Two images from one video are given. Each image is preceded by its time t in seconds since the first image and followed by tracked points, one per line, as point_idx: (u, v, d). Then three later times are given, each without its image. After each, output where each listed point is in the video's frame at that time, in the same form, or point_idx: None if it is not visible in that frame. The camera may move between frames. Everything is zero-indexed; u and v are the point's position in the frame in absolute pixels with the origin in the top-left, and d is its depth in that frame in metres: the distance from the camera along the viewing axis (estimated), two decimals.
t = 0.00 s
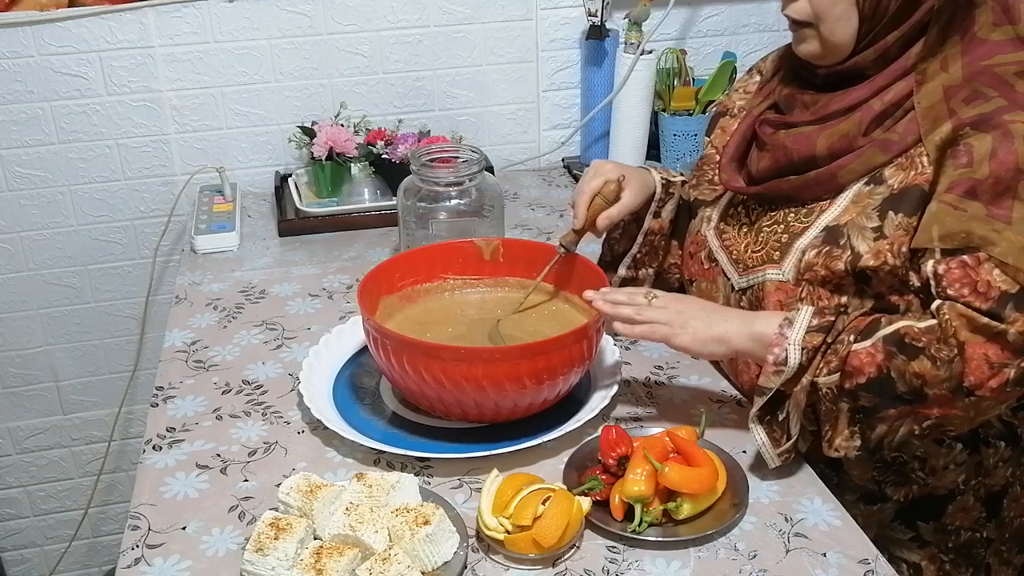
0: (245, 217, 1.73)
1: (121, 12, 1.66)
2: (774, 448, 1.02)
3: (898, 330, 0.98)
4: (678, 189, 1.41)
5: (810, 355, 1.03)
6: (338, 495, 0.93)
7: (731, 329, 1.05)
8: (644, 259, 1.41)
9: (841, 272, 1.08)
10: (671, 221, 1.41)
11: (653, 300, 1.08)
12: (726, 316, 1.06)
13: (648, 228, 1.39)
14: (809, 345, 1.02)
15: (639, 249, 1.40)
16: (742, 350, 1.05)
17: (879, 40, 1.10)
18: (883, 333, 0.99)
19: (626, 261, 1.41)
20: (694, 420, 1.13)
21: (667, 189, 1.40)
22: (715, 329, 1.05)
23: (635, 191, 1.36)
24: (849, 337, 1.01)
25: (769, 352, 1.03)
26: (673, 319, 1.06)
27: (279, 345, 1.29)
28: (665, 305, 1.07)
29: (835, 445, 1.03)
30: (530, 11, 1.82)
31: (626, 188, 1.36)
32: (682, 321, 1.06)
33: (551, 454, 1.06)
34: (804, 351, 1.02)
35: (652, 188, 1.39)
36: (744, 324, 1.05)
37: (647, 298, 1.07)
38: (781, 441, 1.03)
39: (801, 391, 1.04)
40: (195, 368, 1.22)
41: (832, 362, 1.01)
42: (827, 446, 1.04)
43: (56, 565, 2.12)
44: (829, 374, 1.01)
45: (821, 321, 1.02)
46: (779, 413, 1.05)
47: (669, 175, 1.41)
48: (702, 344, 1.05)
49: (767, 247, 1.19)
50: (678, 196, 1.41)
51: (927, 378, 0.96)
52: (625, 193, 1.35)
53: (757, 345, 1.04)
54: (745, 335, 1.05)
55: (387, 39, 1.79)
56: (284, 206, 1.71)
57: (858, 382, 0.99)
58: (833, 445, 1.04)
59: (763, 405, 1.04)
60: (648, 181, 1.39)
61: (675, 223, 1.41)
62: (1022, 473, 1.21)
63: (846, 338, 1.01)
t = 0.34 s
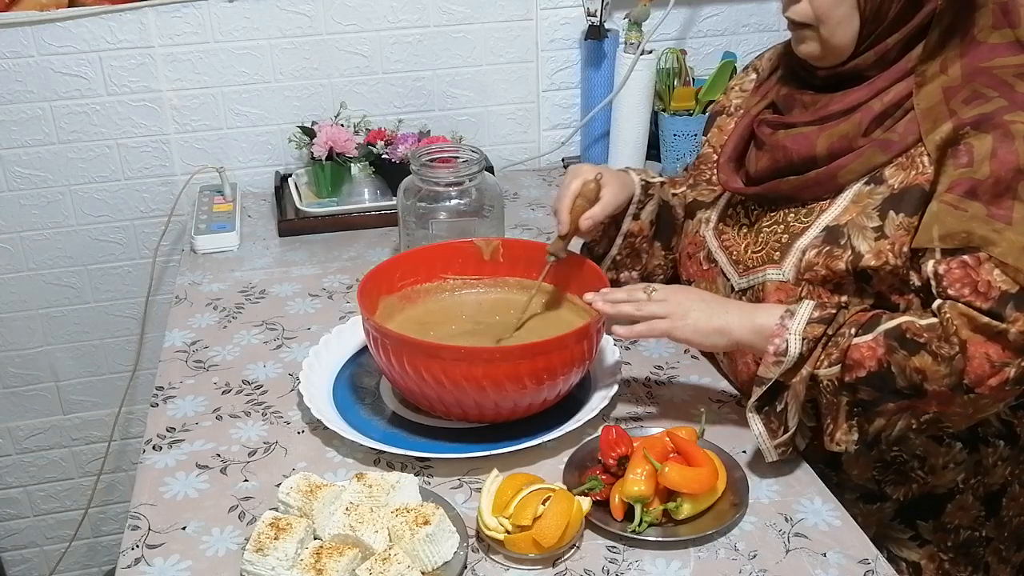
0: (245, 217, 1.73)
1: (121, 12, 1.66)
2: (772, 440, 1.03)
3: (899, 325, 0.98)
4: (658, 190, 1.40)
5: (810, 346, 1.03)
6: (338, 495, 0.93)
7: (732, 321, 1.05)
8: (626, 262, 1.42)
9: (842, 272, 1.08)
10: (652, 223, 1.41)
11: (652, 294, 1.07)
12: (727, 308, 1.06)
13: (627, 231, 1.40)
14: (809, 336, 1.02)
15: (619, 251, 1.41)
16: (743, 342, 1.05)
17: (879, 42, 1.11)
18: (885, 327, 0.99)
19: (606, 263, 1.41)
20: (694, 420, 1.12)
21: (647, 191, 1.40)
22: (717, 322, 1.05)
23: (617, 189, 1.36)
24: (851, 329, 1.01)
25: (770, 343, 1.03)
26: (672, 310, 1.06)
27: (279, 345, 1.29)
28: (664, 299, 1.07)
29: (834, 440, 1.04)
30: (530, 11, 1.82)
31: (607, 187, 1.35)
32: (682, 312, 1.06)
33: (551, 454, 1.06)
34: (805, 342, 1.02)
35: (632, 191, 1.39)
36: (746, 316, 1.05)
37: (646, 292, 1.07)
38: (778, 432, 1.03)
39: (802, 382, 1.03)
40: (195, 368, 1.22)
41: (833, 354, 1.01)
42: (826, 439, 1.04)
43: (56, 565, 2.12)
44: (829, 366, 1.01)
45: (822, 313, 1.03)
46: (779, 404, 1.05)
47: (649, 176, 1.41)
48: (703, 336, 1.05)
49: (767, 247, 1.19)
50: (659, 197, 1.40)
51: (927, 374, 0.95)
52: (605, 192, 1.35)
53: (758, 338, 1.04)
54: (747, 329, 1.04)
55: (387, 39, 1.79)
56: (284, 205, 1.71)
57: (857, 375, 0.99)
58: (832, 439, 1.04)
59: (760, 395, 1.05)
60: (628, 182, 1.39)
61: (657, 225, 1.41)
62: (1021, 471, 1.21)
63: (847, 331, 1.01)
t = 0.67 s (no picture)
0: (245, 217, 1.73)
1: (121, 12, 1.66)
2: (769, 433, 1.03)
3: (903, 321, 0.98)
4: (634, 200, 1.41)
5: (812, 339, 1.01)
6: (339, 495, 0.93)
7: (735, 313, 1.05)
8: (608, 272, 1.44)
9: (849, 272, 1.08)
10: (631, 231, 1.42)
11: (652, 291, 1.07)
12: (729, 302, 1.06)
13: (605, 243, 1.41)
14: (813, 328, 1.01)
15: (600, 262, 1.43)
16: (745, 334, 1.05)
17: (894, 45, 1.10)
18: (888, 323, 0.99)
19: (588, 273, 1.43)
20: (695, 420, 1.12)
21: (621, 202, 1.40)
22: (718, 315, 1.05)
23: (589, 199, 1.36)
24: (854, 324, 1.01)
25: (772, 335, 1.02)
26: (674, 304, 1.06)
27: (279, 345, 1.29)
28: (664, 294, 1.07)
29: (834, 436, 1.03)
30: (530, 11, 1.82)
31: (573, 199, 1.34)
32: (683, 305, 1.06)
33: (551, 454, 1.06)
34: (807, 334, 1.01)
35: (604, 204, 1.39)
36: (749, 309, 1.05)
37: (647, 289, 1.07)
38: (777, 425, 1.03)
39: (803, 376, 1.02)
40: (195, 368, 1.22)
41: (835, 348, 1.00)
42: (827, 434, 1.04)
43: (56, 565, 2.12)
44: (831, 359, 1.01)
45: (826, 307, 1.02)
46: (777, 396, 1.04)
47: (623, 187, 1.41)
48: (705, 328, 1.05)
49: (775, 245, 1.20)
50: (635, 205, 1.41)
51: (930, 372, 0.96)
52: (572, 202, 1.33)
53: (760, 331, 1.04)
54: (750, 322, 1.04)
55: (387, 39, 1.79)
56: (284, 205, 1.71)
57: (858, 370, 0.99)
58: (833, 435, 1.03)
59: (760, 387, 1.04)
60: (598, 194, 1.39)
61: (636, 233, 1.42)
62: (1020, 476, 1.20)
63: (850, 326, 1.00)
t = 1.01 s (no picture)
0: (245, 217, 1.73)
1: (121, 12, 1.66)
2: (763, 431, 1.03)
3: (902, 327, 0.98)
4: (651, 186, 1.41)
5: (811, 340, 1.02)
6: (338, 495, 0.93)
7: (735, 312, 1.05)
8: (618, 258, 1.44)
9: (851, 276, 1.08)
10: (645, 218, 1.42)
11: (652, 291, 1.07)
12: (729, 300, 1.06)
13: (618, 227, 1.41)
14: (812, 329, 1.01)
15: (610, 246, 1.42)
16: (745, 332, 1.05)
17: (912, 47, 1.10)
18: (888, 327, 0.99)
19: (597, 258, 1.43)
20: (695, 420, 1.12)
21: (637, 188, 1.40)
22: (717, 313, 1.05)
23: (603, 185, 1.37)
24: (853, 327, 1.01)
25: (771, 333, 1.02)
26: (673, 304, 1.06)
27: (279, 345, 1.29)
28: (663, 293, 1.07)
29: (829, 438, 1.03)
30: (530, 11, 1.82)
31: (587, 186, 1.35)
32: (682, 304, 1.06)
33: (551, 454, 1.06)
34: (806, 334, 1.02)
35: (620, 188, 1.39)
36: (749, 308, 1.05)
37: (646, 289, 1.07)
38: (772, 424, 1.03)
39: (800, 376, 1.02)
40: (195, 368, 1.22)
41: (833, 350, 1.01)
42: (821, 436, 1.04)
43: (56, 565, 2.12)
44: (829, 361, 1.01)
45: (826, 309, 1.02)
46: (773, 395, 1.04)
47: (641, 173, 1.41)
48: (704, 327, 1.05)
49: (780, 246, 1.20)
50: (651, 192, 1.41)
51: (926, 378, 0.96)
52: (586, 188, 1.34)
53: (759, 330, 1.04)
54: (749, 321, 1.04)
55: (387, 39, 1.79)
56: (284, 206, 1.71)
57: (856, 373, 0.99)
58: (827, 437, 1.03)
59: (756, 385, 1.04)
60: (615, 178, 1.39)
61: (651, 221, 1.42)
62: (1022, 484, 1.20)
63: (850, 329, 1.01)
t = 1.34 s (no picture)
0: (245, 217, 1.73)
1: (121, 12, 1.66)
2: (763, 441, 1.03)
3: (903, 334, 0.98)
4: (666, 189, 1.41)
5: (812, 351, 1.01)
6: (338, 495, 0.93)
7: (733, 316, 1.04)
8: (633, 261, 1.43)
9: (852, 279, 1.08)
10: (660, 221, 1.42)
11: (652, 287, 1.06)
12: (726, 304, 1.05)
13: (633, 231, 1.41)
14: (813, 340, 1.00)
15: (626, 250, 1.42)
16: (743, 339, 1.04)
17: (922, 50, 1.10)
18: (889, 336, 0.98)
19: (613, 263, 1.43)
20: (695, 421, 1.12)
21: (653, 191, 1.40)
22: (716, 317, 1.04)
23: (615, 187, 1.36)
24: (854, 336, 1.00)
25: (771, 342, 1.01)
26: (673, 304, 1.05)
27: (279, 345, 1.29)
28: (663, 291, 1.06)
29: (827, 446, 1.04)
30: (530, 11, 1.82)
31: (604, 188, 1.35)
32: (682, 304, 1.05)
33: (551, 454, 1.06)
34: (807, 345, 1.00)
35: (636, 193, 1.39)
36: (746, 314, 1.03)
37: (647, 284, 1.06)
38: (772, 434, 1.03)
39: (801, 385, 1.02)
40: (195, 368, 1.22)
41: (834, 360, 1.00)
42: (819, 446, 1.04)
43: (56, 565, 2.12)
44: (829, 372, 1.00)
45: (827, 318, 1.01)
46: (773, 405, 1.04)
47: (655, 176, 1.41)
48: (703, 329, 1.04)
49: (783, 248, 1.20)
50: (666, 195, 1.41)
51: (926, 387, 0.96)
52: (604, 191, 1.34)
53: (759, 336, 1.03)
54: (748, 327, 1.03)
55: (387, 39, 1.79)
56: (284, 206, 1.71)
57: (857, 382, 0.99)
58: (825, 446, 1.04)
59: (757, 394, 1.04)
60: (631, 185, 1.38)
61: (665, 224, 1.42)
62: None
63: (850, 338, 1.00)
